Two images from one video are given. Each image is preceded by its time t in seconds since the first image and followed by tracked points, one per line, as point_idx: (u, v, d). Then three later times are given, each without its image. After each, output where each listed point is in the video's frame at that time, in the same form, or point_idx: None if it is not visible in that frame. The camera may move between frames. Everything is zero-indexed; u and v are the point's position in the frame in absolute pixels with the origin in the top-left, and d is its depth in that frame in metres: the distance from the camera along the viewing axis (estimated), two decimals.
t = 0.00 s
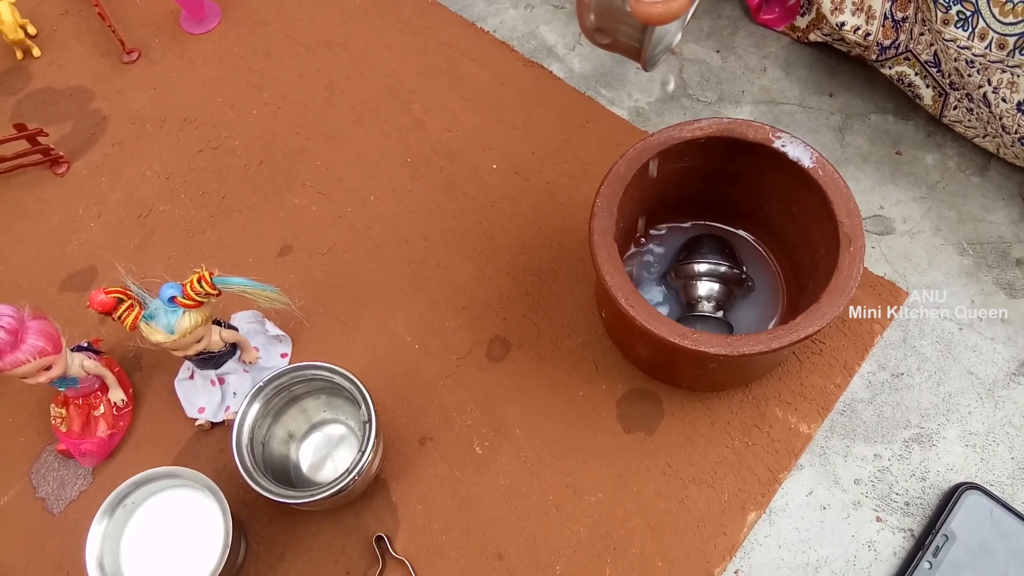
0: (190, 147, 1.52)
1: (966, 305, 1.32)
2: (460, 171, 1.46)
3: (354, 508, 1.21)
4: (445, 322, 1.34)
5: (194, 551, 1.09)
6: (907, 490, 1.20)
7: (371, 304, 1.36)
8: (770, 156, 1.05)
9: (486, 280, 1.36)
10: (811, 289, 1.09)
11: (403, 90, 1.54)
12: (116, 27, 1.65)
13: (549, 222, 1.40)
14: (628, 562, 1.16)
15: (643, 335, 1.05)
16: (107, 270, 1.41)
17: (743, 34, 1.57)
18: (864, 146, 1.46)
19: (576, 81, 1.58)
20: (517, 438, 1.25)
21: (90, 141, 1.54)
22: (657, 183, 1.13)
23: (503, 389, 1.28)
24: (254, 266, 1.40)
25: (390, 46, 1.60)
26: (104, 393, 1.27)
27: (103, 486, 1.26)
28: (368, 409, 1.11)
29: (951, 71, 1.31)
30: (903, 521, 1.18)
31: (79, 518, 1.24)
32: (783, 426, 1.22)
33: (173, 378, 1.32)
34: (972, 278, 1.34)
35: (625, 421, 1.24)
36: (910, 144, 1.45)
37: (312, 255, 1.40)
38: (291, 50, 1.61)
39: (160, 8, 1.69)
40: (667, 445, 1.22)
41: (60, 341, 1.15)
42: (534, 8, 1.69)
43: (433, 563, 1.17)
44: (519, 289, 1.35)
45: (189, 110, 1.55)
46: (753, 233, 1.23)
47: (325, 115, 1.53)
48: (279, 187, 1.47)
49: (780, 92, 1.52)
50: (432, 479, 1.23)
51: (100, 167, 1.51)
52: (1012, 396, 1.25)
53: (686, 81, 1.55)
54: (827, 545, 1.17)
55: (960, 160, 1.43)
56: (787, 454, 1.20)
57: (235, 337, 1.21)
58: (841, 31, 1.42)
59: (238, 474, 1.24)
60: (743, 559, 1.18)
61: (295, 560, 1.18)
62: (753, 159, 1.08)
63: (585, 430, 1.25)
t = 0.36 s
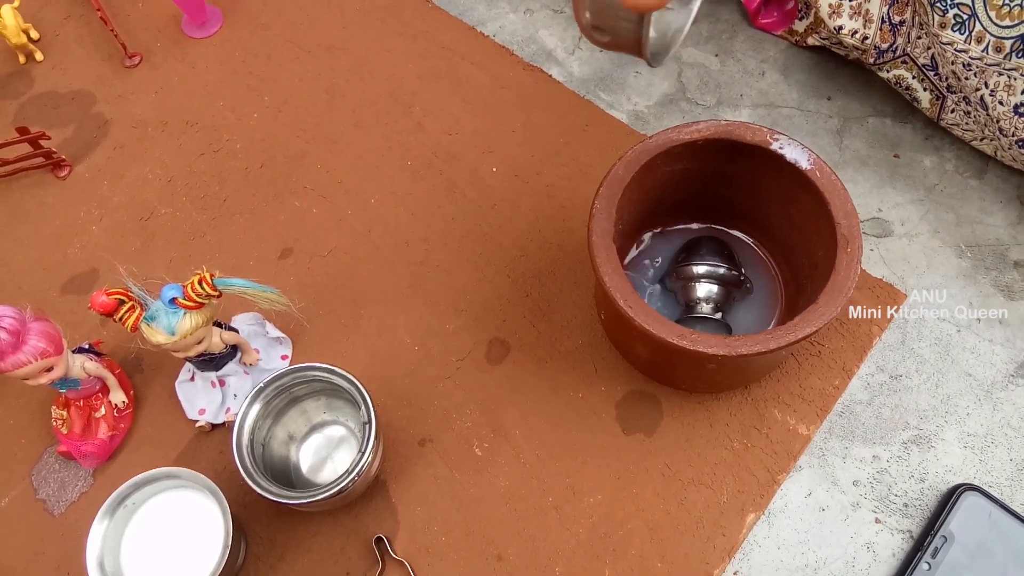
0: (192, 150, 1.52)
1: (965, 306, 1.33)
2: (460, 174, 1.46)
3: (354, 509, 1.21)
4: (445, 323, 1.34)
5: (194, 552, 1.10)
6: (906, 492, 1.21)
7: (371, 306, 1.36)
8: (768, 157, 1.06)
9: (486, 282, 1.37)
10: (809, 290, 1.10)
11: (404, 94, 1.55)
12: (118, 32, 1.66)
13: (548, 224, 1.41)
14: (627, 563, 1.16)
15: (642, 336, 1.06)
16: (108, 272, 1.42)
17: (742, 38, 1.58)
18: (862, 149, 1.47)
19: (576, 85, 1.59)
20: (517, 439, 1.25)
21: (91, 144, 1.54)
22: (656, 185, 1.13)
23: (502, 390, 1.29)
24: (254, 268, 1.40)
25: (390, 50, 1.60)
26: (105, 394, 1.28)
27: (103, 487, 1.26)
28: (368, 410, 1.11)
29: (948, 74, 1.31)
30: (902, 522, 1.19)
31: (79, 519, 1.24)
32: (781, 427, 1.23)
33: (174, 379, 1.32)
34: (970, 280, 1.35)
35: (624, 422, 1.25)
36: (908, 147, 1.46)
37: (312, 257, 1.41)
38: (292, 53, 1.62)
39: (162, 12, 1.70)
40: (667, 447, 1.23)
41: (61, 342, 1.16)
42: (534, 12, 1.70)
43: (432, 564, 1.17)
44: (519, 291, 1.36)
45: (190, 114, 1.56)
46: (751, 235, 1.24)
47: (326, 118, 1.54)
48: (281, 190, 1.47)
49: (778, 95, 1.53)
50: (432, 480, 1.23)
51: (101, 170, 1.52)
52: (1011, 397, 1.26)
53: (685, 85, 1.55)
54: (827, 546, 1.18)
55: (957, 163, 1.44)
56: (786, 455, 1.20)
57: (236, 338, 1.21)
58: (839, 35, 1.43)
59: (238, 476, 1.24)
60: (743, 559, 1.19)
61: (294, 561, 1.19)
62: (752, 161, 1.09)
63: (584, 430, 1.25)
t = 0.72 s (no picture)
0: (196, 149, 1.53)
1: (966, 308, 1.33)
2: (463, 174, 1.47)
3: (356, 507, 1.22)
4: (447, 323, 1.34)
5: (197, 548, 1.10)
6: (907, 492, 1.20)
7: (373, 305, 1.37)
8: (770, 157, 1.07)
9: (488, 281, 1.37)
10: (810, 290, 1.10)
11: (407, 94, 1.56)
12: (123, 32, 1.67)
13: (551, 224, 1.41)
14: (628, 562, 1.16)
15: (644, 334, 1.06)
16: (112, 270, 1.43)
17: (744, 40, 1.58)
18: (864, 150, 1.47)
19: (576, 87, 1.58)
20: (519, 438, 1.26)
21: (96, 142, 1.55)
22: (658, 185, 1.14)
23: (504, 389, 1.29)
24: (258, 266, 1.41)
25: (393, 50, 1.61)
26: (108, 391, 1.28)
27: (106, 484, 1.26)
28: (371, 407, 1.11)
29: (950, 76, 1.32)
30: (903, 522, 1.18)
31: (82, 515, 1.25)
32: (783, 427, 1.23)
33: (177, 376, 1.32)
34: (971, 281, 1.35)
35: (625, 421, 1.25)
36: (910, 148, 1.46)
37: (315, 256, 1.41)
38: (296, 54, 1.63)
39: (167, 12, 1.71)
40: (668, 446, 1.23)
41: (65, 338, 1.17)
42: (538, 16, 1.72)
43: (434, 561, 1.18)
44: (521, 290, 1.36)
45: (194, 113, 1.57)
46: (753, 235, 1.24)
47: (329, 118, 1.54)
48: (284, 189, 1.48)
49: (781, 97, 1.53)
50: (434, 478, 1.23)
51: (106, 168, 1.52)
52: (1011, 399, 1.25)
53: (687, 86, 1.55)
54: (827, 546, 1.17)
55: (959, 165, 1.44)
56: (787, 455, 1.21)
57: (239, 336, 1.22)
58: (841, 37, 1.44)
59: (241, 473, 1.25)
60: (743, 559, 1.18)
61: (297, 558, 1.19)
62: (753, 161, 1.09)
63: (585, 430, 1.25)
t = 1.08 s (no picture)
0: (223, 137, 1.56)
1: (982, 310, 1.34)
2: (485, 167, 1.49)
3: (374, 487, 1.24)
4: (466, 311, 1.36)
5: (217, 520, 1.12)
6: (920, 489, 1.21)
7: (394, 292, 1.39)
8: (790, 152, 1.08)
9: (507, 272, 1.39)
10: (827, 284, 1.11)
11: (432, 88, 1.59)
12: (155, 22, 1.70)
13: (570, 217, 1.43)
14: (641, 549, 1.17)
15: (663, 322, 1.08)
16: (139, 252, 1.45)
17: (764, 44, 1.59)
18: (882, 154, 1.49)
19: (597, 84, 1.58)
20: (534, 425, 1.27)
21: (126, 128, 1.58)
22: (679, 178, 1.16)
23: (521, 377, 1.31)
24: (281, 251, 1.43)
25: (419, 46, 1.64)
26: (133, 366, 1.30)
27: (127, 459, 1.29)
28: (390, 388, 1.13)
29: (968, 81, 1.34)
30: (916, 519, 1.18)
31: (104, 489, 1.27)
32: (797, 422, 1.24)
33: (201, 355, 1.35)
34: (987, 285, 1.36)
35: (640, 412, 1.26)
36: (927, 154, 1.48)
37: (338, 243, 1.44)
38: (324, 47, 1.66)
39: (198, 4, 1.74)
40: (683, 437, 1.24)
41: (93, 313, 1.19)
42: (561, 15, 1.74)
43: (449, 543, 1.19)
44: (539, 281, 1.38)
45: (223, 102, 1.60)
46: (771, 231, 1.26)
47: (355, 109, 1.57)
48: (309, 177, 1.50)
49: (800, 101, 1.54)
50: (450, 462, 1.25)
51: (135, 153, 1.55)
52: None
53: (707, 87, 1.55)
54: (839, 541, 1.18)
55: (975, 171, 1.46)
56: (801, 450, 1.22)
57: (262, 316, 1.24)
58: (860, 42, 1.46)
59: (260, 451, 1.27)
60: (754, 550, 1.19)
61: (313, 534, 1.22)
62: (774, 157, 1.11)
63: (600, 419, 1.27)
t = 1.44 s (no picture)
0: (322, 74, 1.63)
1: None
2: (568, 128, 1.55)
3: (439, 412, 1.29)
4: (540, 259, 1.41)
5: (293, 420, 1.17)
6: (971, 475, 1.26)
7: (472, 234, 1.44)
8: (883, 127, 1.12)
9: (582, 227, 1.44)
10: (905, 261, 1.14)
11: (524, 49, 1.64)
12: None
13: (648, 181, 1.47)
14: (693, 499, 1.21)
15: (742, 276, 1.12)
16: (233, 171, 1.53)
17: (853, 39, 1.64)
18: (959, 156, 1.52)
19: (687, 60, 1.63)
20: (597, 372, 1.31)
21: (230, 57, 1.66)
22: (769, 145, 1.20)
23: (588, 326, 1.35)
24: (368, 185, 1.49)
25: (516, 9, 1.70)
26: (222, 273, 1.37)
27: (206, 360, 1.35)
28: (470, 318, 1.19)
29: None
30: (965, 503, 1.24)
31: (182, 384, 1.33)
32: (856, 398, 1.27)
33: (286, 272, 1.41)
34: None
35: (702, 371, 1.30)
36: (1004, 160, 1.51)
37: (423, 183, 1.49)
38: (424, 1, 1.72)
39: None
40: (742, 399, 1.28)
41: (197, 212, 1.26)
42: None
43: (507, 471, 1.24)
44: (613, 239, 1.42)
45: (324, 42, 1.67)
46: (851, 211, 1.29)
47: (449, 61, 1.63)
48: (400, 120, 1.57)
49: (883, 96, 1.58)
50: (513, 397, 1.30)
51: (237, 80, 1.63)
52: None
53: (793, 75, 1.62)
54: (888, 515, 1.24)
55: None
56: (858, 424, 1.25)
57: (350, 239, 1.30)
58: (950, 42, 1.48)
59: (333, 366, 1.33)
60: (805, 516, 1.25)
61: (377, 448, 1.27)
62: (865, 131, 1.15)
63: (662, 373, 1.30)
